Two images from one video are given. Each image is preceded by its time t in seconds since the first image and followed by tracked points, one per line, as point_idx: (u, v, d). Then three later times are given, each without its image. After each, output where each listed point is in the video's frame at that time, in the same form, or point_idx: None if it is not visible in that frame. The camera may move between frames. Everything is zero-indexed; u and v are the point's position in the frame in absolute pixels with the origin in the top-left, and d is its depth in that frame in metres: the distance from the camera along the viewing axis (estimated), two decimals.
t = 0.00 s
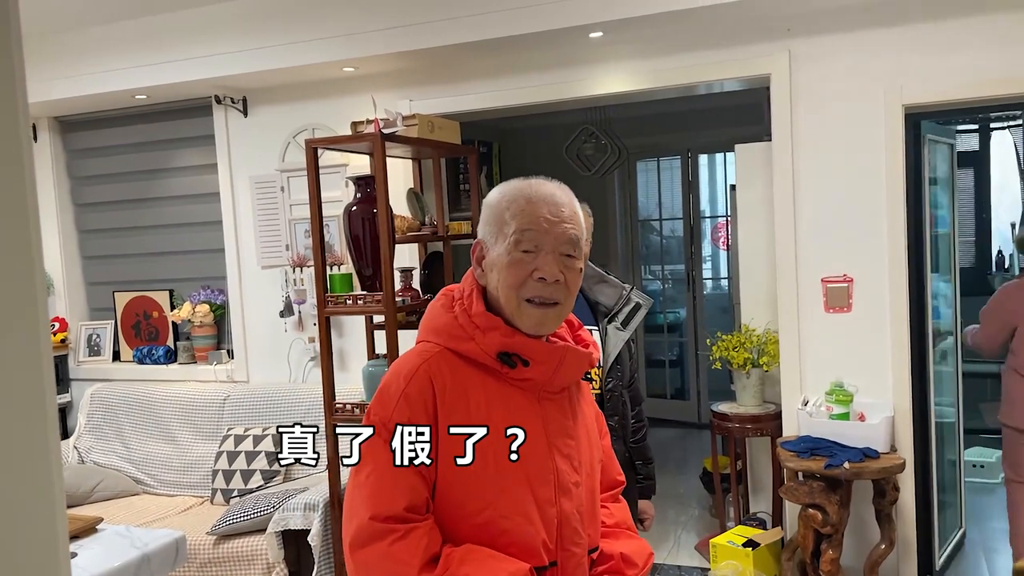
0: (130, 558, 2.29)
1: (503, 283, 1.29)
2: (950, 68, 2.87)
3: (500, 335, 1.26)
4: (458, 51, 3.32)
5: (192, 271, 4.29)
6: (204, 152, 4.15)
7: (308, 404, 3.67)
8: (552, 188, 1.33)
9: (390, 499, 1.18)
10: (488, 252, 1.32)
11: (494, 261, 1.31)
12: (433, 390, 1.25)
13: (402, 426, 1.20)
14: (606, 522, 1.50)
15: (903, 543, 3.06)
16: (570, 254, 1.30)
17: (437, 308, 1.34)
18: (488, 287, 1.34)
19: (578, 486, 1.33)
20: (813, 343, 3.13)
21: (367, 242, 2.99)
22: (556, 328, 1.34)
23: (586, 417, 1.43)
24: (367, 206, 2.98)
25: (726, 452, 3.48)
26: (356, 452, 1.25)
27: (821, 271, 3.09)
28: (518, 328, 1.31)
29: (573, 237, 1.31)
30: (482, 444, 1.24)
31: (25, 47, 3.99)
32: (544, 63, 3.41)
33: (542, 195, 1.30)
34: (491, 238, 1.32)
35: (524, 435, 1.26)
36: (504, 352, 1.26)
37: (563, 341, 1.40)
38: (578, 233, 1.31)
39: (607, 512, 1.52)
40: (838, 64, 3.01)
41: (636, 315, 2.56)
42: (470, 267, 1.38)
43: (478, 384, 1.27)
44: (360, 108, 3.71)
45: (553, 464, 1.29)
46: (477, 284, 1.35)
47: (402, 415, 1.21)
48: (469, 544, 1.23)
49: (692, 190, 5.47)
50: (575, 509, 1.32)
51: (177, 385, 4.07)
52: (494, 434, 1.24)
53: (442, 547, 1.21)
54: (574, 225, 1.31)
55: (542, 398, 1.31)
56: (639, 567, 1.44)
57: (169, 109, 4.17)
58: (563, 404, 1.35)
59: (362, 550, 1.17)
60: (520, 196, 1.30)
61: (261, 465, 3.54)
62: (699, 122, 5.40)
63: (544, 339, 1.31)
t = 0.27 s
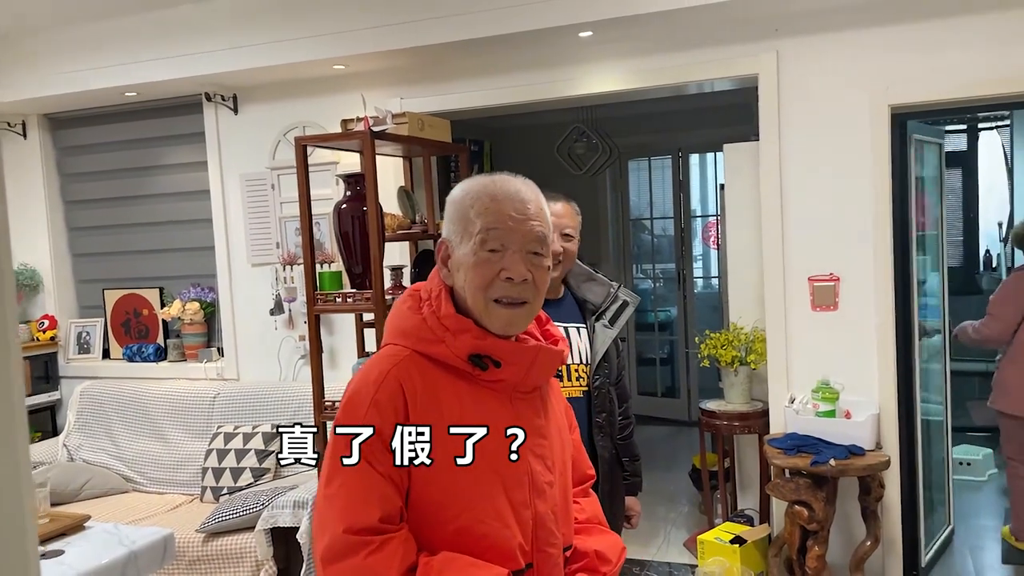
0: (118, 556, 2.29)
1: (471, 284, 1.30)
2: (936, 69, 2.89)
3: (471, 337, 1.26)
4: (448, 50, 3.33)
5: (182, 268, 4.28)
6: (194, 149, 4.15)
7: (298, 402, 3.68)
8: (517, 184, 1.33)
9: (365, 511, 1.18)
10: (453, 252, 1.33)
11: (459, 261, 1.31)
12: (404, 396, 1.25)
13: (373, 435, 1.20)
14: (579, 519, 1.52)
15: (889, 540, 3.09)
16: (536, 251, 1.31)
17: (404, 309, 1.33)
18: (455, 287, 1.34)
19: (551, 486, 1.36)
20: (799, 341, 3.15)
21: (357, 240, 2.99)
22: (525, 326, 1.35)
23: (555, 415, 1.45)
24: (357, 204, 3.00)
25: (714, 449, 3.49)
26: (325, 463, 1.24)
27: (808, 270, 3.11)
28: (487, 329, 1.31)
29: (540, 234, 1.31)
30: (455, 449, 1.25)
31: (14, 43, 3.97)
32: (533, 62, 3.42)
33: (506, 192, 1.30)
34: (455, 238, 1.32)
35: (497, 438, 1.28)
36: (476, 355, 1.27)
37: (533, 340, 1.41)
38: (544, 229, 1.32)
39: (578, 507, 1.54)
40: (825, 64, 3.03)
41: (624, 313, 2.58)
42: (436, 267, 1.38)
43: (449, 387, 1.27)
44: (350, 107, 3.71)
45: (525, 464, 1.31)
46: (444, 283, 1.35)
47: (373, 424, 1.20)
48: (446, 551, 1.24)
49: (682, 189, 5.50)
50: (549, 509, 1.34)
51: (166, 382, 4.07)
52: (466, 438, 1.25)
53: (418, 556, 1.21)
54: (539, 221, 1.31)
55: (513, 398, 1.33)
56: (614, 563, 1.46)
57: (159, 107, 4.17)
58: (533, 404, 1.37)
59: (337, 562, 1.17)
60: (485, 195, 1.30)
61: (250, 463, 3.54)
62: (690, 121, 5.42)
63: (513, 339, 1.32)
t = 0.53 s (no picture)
0: (101, 556, 2.26)
1: (458, 282, 1.26)
2: (924, 67, 2.89)
3: (458, 334, 1.24)
4: (435, 47, 3.31)
5: (169, 266, 4.25)
6: (180, 146, 4.12)
7: (285, 401, 3.65)
8: (506, 181, 1.29)
9: (350, 508, 1.16)
10: (441, 249, 1.29)
11: (447, 260, 1.27)
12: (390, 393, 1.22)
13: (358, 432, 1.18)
14: (566, 517, 1.50)
15: (876, 540, 3.08)
16: (525, 250, 1.27)
17: (391, 306, 1.30)
18: (443, 285, 1.31)
19: (539, 484, 1.34)
20: (787, 341, 3.15)
21: (343, 237, 2.98)
22: (513, 324, 1.32)
23: (544, 413, 1.43)
24: (343, 202, 2.98)
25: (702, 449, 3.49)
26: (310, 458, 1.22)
27: (796, 270, 3.11)
28: (474, 327, 1.29)
29: (528, 233, 1.27)
30: (441, 445, 1.23)
31: None
32: (522, 60, 3.40)
33: (494, 190, 1.26)
34: (443, 236, 1.28)
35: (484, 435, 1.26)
36: (463, 352, 1.25)
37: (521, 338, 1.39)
38: (533, 229, 1.28)
39: (567, 506, 1.52)
40: (813, 62, 3.02)
41: (610, 312, 2.57)
42: (424, 264, 1.34)
43: (436, 384, 1.25)
44: (337, 104, 3.69)
45: (513, 462, 1.29)
46: (431, 281, 1.32)
47: (359, 420, 1.19)
48: (431, 548, 1.23)
49: (673, 188, 5.50)
50: (536, 508, 1.33)
51: (152, 381, 4.04)
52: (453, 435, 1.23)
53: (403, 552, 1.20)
54: (528, 220, 1.27)
55: (501, 395, 1.31)
56: (601, 562, 1.45)
57: (145, 103, 4.14)
58: (521, 402, 1.35)
59: (322, 558, 1.16)
60: (473, 192, 1.26)
61: (237, 462, 3.51)
62: (681, 120, 5.42)
63: (500, 338, 1.29)
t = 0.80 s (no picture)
0: (90, 553, 2.25)
1: (468, 277, 1.25)
2: (915, 65, 2.90)
3: (465, 327, 1.23)
4: (428, 44, 3.31)
5: (160, 263, 4.24)
6: (171, 143, 4.11)
7: (276, 399, 3.65)
8: (521, 181, 1.27)
9: (351, 489, 1.17)
10: (454, 244, 1.28)
11: (459, 255, 1.26)
12: (397, 381, 1.23)
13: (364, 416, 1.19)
14: (569, 515, 1.50)
15: (865, 537, 3.09)
16: (537, 249, 1.25)
17: (404, 298, 1.30)
18: (454, 279, 1.30)
19: (541, 478, 1.34)
20: (778, 340, 3.16)
21: (335, 235, 2.97)
22: (521, 321, 1.31)
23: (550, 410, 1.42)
24: (334, 199, 2.96)
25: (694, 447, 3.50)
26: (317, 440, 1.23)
27: (788, 269, 3.12)
28: (483, 322, 1.27)
29: (541, 233, 1.25)
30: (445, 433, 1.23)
31: None
32: (514, 58, 3.40)
33: (508, 189, 1.25)
34: (456, 231, 1.27)
35: (490, 428, 1.25)
36: (471, 345, 1.24)
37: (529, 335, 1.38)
38: (545, 228, 1.26)
39: (570, 505, 1.52)
40: (805, 62, 3.03)
41: (603, 310, 2.56)
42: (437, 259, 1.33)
43: (442, 376, 1.25)
44: (329, 101, 3.68)
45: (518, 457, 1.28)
46: (444, 276, 1.31)
47: (366, 405, 1.20)
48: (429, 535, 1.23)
49: (666, 186, 5.49)
50: (538, 502, 1.32)
51: (144, 378, 4.03)
52: (457, 429, 1.23)
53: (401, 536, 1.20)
54: (541, 220, 1.26)
55: (509, 390, 1.30)
56: (600, 559, 1.45)
57: (136, 100, 4.12)
58: (526, 397, 1.33)
59: (322, 536, 1.17)
60: (487, 190, 1.25)
61: (227, 460, 3.51)
62: (674, 119, 5.43)
63: (508, 334, 1.28)
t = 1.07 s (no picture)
0: (86, 552, 2.25)
1: (463, 278, 1.26)
2: (910, 67, 2.91)
3: (460, 328, 1.24)
4: (424, 44, 3.31)
5: (156, 262, 4.24)
6: (168, 142, 4.11)
7: (272, 397, 3.65)
8: (514, 181, 1.28)
9: (347, 491, 1.17)
10: (449, 245, 1.29)
11: (454, 256, 1.27)
12: (392, 382, 1.23)
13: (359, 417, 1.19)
14: (563, 515, 1.51)
15: (859, 537, 3.11)
16: (531, 249, 1.26)
17: (398, 299, 1.31)
18: (450, 280, 1.31)
19: (536, 478, 1.34)
20: (773, 341, 3.17)
21: (331, 234, 2.98)
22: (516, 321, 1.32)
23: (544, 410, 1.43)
24: (331, 199, 2.97)
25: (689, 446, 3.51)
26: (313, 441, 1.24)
27: (783, 269, 3.13)
28: (479, 323, 1.28)
29: (535, 233, 1.26)
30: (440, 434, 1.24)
31: None
32: (511, 58, 3.41)
33: (502, 189, 1.25)
34: (451, 232, 1.28)
35: (486, 429, 1.26)
36: (465, 345, 1.25)
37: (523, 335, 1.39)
38: (539, 228, 1.26)
39: (564, 504, 1.53)
40: (801, 63, 3.05)
41: (601, 310, 2.58)
42: (432, 259, 1.34)
43: (437, 377, 1.25)
44: (326, 100, 3.69)
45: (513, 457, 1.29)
46: (439, 276, 1.31)
47: (362, 406, 1.20)
48: (425, 536, 1.24)
49: (662, 186, 5.51)
50: (532, 502, 1.33)
51: (139, 377, 4.03)
52: (457, 430, 1.24)
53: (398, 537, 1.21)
54: (535, 220, 1.26)
55: (503, 391, 1.31)
56: (595, 558, 1.46)
57: (132, 99, 4.12)
58: (521, 398, 1.34)
59: (318, 538, 1.18)
60: (481, 191, 1.25)
61: (223, 458, 3.52)
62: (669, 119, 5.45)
63: (504, 334, 1.29)
